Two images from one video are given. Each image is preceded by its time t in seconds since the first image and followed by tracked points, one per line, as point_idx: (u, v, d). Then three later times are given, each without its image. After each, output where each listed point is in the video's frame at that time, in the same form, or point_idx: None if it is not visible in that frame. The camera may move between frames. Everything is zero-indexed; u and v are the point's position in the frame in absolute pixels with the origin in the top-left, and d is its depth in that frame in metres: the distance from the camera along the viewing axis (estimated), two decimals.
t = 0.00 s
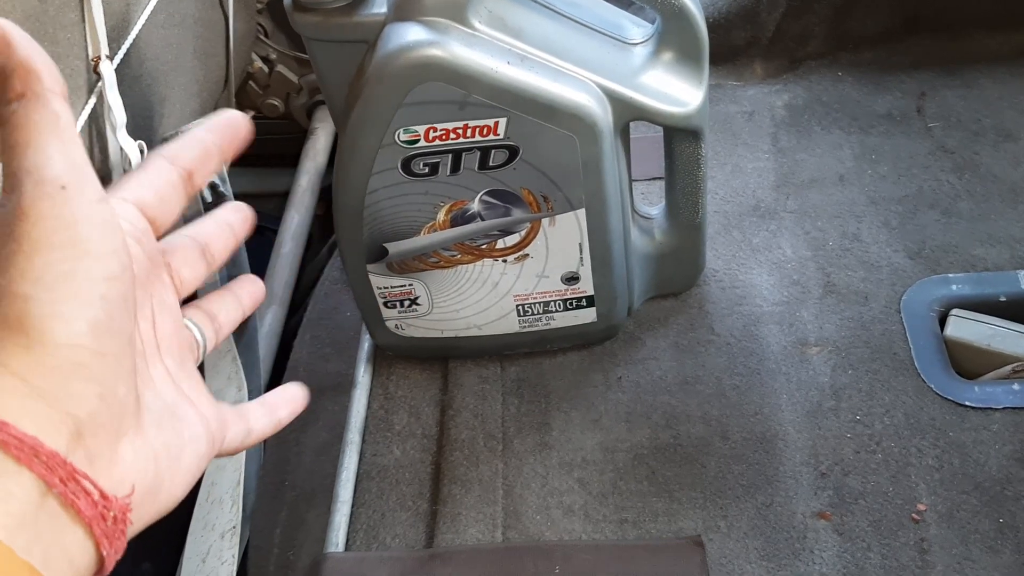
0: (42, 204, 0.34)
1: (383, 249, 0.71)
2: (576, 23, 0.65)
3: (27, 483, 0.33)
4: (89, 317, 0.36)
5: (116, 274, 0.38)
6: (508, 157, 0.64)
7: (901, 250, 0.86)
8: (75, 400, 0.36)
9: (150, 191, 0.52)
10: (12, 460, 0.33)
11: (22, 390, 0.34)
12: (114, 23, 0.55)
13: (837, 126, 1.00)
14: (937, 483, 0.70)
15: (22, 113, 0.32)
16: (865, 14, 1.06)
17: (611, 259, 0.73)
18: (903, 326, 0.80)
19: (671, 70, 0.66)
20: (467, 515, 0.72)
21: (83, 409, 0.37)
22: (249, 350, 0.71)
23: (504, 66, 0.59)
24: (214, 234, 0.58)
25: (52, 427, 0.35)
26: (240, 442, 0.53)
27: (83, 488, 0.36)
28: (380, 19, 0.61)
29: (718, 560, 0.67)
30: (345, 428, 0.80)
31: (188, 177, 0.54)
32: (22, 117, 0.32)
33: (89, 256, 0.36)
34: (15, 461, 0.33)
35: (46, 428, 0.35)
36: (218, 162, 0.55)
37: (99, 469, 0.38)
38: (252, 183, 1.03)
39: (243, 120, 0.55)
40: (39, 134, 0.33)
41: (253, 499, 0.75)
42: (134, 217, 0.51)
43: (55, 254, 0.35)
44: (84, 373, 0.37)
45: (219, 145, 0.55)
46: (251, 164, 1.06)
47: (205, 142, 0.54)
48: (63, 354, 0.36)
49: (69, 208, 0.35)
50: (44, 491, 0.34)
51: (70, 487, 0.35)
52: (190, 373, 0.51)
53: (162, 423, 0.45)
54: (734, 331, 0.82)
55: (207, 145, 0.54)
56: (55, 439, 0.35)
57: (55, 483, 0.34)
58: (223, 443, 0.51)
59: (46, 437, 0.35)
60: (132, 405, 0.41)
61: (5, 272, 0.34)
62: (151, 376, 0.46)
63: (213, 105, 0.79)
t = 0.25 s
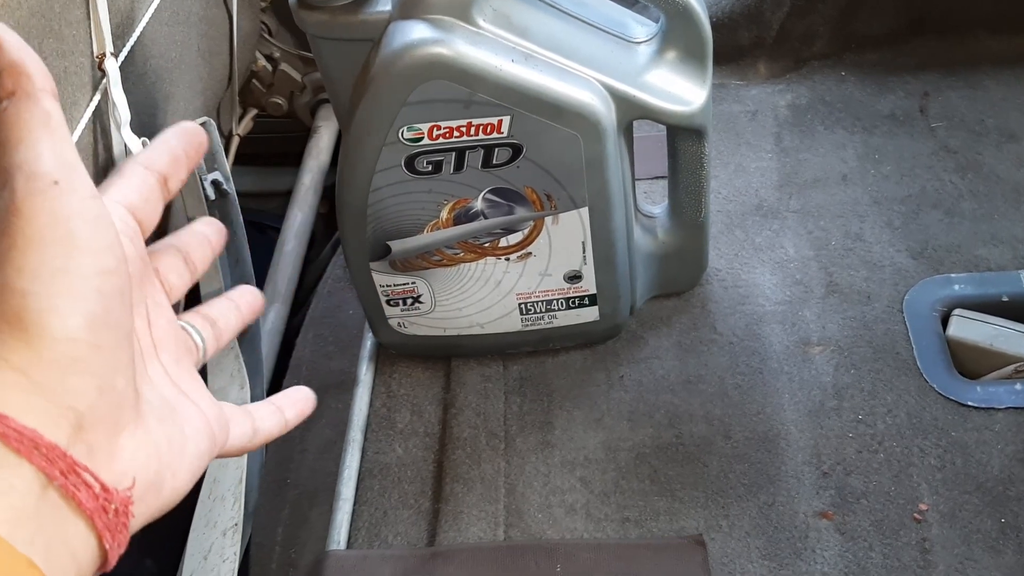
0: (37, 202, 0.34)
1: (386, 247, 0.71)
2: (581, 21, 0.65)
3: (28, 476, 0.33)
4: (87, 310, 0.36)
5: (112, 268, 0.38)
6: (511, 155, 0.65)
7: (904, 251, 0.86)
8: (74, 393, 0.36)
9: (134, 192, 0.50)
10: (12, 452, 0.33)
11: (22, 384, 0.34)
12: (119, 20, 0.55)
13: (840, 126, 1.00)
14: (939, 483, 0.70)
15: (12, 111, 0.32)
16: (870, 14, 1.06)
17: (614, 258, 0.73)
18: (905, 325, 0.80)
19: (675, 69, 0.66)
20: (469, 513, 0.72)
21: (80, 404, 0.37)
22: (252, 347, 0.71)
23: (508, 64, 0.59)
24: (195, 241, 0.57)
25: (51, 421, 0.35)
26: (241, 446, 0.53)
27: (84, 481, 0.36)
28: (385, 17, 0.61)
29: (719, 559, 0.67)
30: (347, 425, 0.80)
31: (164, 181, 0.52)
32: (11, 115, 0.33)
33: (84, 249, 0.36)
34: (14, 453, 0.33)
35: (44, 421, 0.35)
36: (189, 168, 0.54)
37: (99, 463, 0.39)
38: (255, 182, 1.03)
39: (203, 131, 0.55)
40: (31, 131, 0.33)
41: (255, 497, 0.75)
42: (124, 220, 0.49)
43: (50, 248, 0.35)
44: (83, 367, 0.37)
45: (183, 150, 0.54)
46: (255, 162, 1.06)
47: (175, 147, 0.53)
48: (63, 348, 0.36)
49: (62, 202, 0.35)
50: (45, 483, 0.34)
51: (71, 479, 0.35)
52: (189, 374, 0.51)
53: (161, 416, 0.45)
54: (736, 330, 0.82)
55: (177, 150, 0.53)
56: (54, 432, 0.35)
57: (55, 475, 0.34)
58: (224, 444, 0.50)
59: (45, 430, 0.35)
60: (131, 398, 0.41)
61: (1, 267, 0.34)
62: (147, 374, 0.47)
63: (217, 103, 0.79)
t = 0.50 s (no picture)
0: (37, 202, 0.34)
1: (385, 247, 0.71)
2: (579, 21, 0.65)
3: (25, 474, 0.34)
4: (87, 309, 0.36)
5: (116, 267, 0.38)
6: (510, 155, 0.64)
7: (904, 250, 0.86)
8: (73, 391, 0.36)
9: (138, 195, 0.50)
10: (9, 452, 0.33)
11: (18, 381, 0.35)
12: (117, 20, 0.55)
13: (840, 126, 1.00)
14: (939, 483, 0.70)
15: (14, 118, 0.32)
16: (869, 14, 1.06)
17: (613, 258, 0.73)
18: (905, 325, 0.80)
19: (674, 69, 0.66)
20: (469, 514, 0.72)
21: (81, 401, 0.37)
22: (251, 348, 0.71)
23: (506, 64, 0.59)
24: (221, 240, 0.58)
25: (48, 419, 0.35)
26: (265, 434, 0.52)
27: (84, 479, 0.36)
28: (383, 17, 0.61)
29: (719, 560, 0.67)
30: (346, 426, 0.80)
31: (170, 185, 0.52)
32: (13, 122, 0.32)
33: (85, 249, 0.36)
34: (11, 451, 0.33)
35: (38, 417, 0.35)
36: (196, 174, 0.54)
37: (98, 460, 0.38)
38: (255, 182, 1.03)
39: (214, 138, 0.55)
40: (33, 136, 0.33)
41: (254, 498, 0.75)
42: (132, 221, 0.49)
43: (49, 249, 0.35)
44: (85, 363, 0.37)
45: (195, 157, 0.54)
46: (254, 163, 1.06)
47: (182, 153, 0.53)
48: (60, 347, 0.36)
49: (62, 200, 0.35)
50: (43, 481, 0.34)
51: (71, 477, 0.35)
52: (201, 371, 0.51)
53: (167, 418, 0.44)
54: (736, 330, 0.82)
55: (183, 155, 0.53)
56: (50, 430, 0.35)
57: (53, 473, 0.35)
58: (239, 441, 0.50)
59: (42, 429, 0.35)
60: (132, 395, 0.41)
61: None
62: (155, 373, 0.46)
63: (216, 103, 0.79)
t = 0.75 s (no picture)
0: None
1: (384, 247, 0.71)
2: (579, 21, 0.65)
3: (9, 468, 0.34)
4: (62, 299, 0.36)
5: (83, 257, 0.38)
6: (509, 155, 0.64)
7: (904, 250, 0.86)
8: (54, 381, 0.36)
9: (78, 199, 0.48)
10: None
11: None
12: (115, 20, 0.55)
13: (840, 126, 1.00)
14: (939, 484, 0.70)
15: None
16: (869, 13, 1.06)
17: (613, 258, 0.73)
18: (905, 326, 0.80)
19: (674, 69, 0.66)
20: (467, 514, 0.72)
21: (64, 391, 0.37)
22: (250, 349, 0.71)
23: (506, 64, 0.59)
24: (175, 232, 0.57)
25: (31, 411, 0.35)
26: (241, 409, 0.53)
27: (72, 470, 0.36)
28: (382, 17, 0.61)
29: (718, 560, 0.67)
30: (345, 426, 0.80)
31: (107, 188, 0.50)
32: None
33: (45, 240, 0.36)
34: None
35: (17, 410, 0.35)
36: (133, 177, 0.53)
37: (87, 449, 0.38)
38: (254, 181, 1.03)
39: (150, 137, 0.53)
40: None
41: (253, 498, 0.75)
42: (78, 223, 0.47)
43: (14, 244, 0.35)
44: (65, 353, 0.37)
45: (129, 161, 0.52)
46: (253, 162, 1.06)
47: (118, 157, 0.51)
48: (40, 340, 0.36)
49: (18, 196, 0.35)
50: (27, 474, 0.35)
51: (58, 469, 0.36)
52: (172, 357, 0.51)
53: (149, 408, 0.44)
54: (735, 331, 0.82)
55: (120, 161, 0.51)
56: (33, 421, 0.35)
57: (38, 466, 0.35)
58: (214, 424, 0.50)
59: (24, 419, 0.35)
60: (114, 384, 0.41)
61: None
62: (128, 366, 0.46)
63: (215, 103, 0.79)
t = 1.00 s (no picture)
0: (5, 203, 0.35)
1: (384, 246, 0.71)
2: (580, 20, 0.65)
3: (13, 467, 0.34)
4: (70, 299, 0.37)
5: (88, 258, 0.38)
6: (510, 155, 0.64)
7: (904, 250, 0.86)
8: (58, 379, 0.36)
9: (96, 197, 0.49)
10: None
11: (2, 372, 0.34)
12: (117, 20, 0.55)
13: (840, 126, 1.00)
14: (939, 483, 0.70)
15: None
16: (869, 13, 1.06)
17: (613, 258, 0.73)
18: (905, 325, 0.80)
19: (674, 69, 0.66)
20: (468, 513, 0.72)
21: (68, 390, 0.37)
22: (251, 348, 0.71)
23: (506, 64, 0.59)
24: (184, 232, 0.57)
25: (35, 410, 0.35)
26: (237, 414, 0.53)
27: (77, 471, 0.36)
28: (383, 17, 0.61)
29: (718, 560, 0.67)
30: (346, 425, 0.80)
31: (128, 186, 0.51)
32: None
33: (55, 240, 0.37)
34: (1, 446, 0.33)
35: (23, 407, 0.35)
36: (156, 175, 0.53)
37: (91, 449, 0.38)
38: (255, 181, 1.03)
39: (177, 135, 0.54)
40: None
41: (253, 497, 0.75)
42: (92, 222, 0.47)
43: (25, 243, 0.35)
44: (70, 353, 0.37)
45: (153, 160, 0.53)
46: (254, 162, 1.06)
47: (140, 157, 0.52)
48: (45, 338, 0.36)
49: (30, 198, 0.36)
50: (33, 474, 0.35)
51: (64, 470, 0.36)
52: (172, 359, 0.51)
53: (151, 410, 0.44)
54: (736, 330, 0.82)
55: (142, 161, 0.52)
56: (38, 420, 0.35)
57: (44, 466, 0.35)
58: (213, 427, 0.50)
59: (30, 418, 0.35)
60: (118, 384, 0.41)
61: None
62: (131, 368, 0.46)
63: (216, 102, 0.79)
